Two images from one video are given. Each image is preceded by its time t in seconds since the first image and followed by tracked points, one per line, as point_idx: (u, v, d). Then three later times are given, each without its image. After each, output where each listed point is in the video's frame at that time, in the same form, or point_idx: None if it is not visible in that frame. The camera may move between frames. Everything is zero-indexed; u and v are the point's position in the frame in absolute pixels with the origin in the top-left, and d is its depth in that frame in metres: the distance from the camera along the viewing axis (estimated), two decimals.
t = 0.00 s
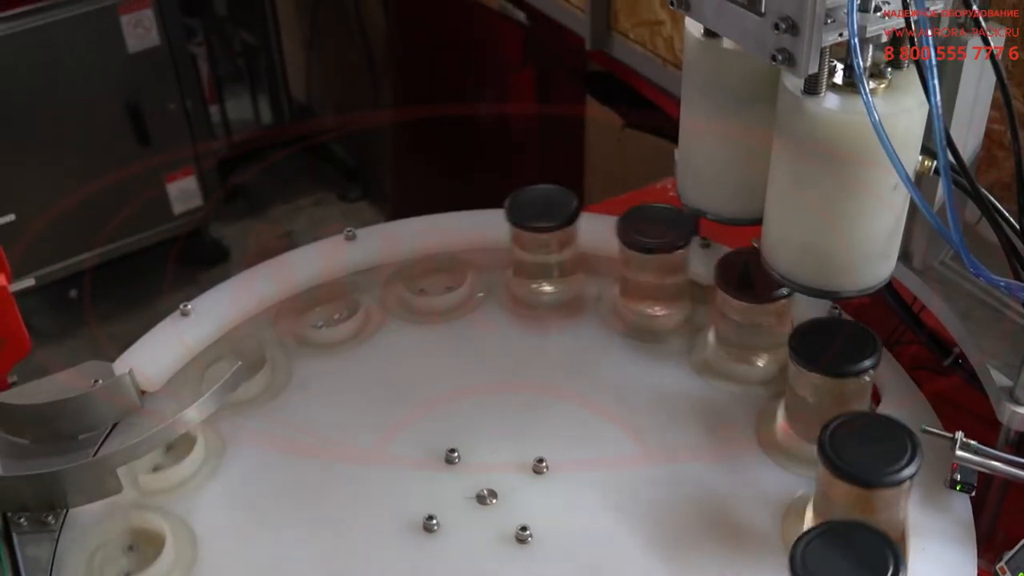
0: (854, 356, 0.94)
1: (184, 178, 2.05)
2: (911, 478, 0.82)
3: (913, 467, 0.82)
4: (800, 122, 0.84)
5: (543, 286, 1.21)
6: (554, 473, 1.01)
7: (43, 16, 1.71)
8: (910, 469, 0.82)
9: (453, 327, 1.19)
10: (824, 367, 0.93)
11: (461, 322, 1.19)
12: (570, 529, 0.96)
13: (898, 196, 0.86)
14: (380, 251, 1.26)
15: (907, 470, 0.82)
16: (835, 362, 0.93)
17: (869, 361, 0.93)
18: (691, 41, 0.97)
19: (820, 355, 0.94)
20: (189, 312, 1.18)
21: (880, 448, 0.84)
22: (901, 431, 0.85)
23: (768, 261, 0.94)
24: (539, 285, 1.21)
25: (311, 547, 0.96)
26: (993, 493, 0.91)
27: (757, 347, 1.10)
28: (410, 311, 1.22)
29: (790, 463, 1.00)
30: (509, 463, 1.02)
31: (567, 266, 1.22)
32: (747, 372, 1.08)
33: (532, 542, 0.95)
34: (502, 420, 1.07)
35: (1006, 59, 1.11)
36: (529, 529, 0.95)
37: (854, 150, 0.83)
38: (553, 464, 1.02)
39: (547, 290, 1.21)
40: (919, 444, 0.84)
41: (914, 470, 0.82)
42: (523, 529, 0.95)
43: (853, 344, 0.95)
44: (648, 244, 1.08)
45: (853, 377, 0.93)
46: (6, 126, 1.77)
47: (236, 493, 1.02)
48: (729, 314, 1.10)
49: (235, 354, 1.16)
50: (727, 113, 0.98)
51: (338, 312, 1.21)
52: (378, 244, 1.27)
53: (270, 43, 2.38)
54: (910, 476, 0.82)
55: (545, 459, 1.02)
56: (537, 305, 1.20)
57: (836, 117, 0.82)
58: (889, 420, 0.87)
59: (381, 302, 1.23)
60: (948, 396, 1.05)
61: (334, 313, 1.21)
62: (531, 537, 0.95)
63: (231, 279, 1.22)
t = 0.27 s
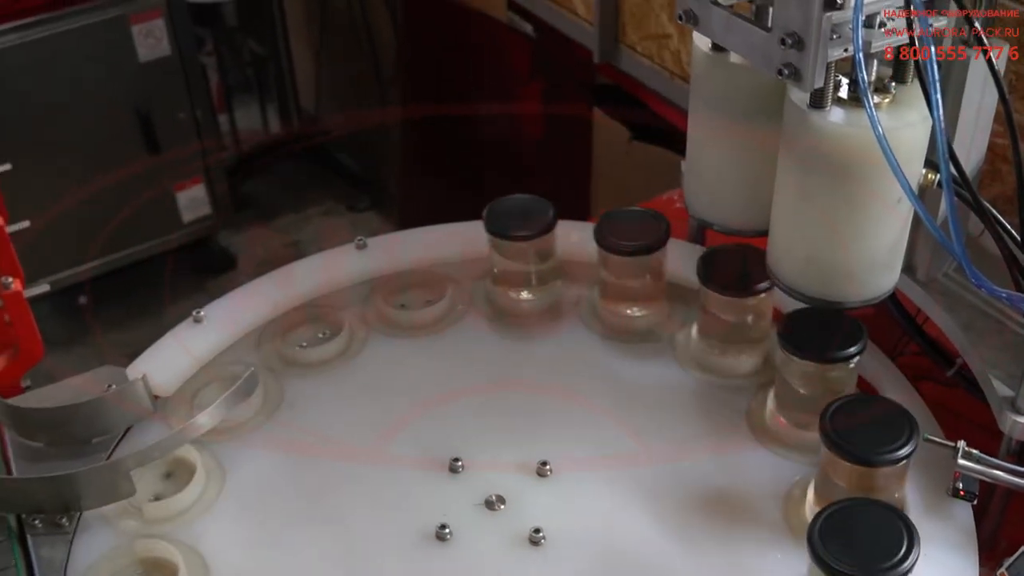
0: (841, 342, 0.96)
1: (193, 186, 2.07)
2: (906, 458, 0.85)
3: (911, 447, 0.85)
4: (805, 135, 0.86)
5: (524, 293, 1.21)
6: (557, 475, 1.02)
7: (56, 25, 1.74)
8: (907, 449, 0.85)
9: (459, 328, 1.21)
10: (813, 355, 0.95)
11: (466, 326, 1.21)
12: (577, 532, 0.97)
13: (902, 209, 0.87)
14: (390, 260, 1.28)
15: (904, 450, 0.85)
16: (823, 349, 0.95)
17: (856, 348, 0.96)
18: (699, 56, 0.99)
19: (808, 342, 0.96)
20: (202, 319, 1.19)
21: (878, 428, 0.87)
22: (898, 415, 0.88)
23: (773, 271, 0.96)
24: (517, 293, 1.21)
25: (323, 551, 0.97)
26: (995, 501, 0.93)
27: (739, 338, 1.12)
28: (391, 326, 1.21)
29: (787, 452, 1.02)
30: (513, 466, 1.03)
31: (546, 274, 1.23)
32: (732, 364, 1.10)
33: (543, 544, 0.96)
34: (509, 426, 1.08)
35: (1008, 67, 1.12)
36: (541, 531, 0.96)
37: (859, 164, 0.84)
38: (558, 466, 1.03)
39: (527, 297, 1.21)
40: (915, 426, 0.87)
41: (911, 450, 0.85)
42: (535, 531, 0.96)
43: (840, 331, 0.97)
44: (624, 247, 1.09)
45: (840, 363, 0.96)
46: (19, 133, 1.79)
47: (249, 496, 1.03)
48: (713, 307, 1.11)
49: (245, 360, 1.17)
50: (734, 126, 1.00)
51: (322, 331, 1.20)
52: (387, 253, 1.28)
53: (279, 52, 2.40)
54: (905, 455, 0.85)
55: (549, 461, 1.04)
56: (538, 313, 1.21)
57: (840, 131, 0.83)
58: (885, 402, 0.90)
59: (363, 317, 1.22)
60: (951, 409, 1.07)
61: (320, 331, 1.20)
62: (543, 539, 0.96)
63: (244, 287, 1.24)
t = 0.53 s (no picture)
0: (851, 351, 0.97)
1: (206, 194, 2.09)
2: (917, 466, 0.86)
3: (921, 455, 0.86)
4: (816, 146, 0.86)
5: (535, 301, 1.22)
6: (568, 482, 1.03)
7: (71, 33, 1.76)
8: (917, 457, 0.85)
9: (471, 336, 1.21)
10: (823, 363, 0.96)
11: (478, 333, 1.22)
12: (588, 539, 0.98)
13: (912, 219, 0.88)
14: (403, 268, 1.29)
15: (914, 459, 0.85)
16: (833, 358, 0.96)
17: (867, 357, 0.96)
18: (712, 67, 1.01)
19: (819, 351, 0.97)
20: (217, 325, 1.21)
21: (888, 437, 0.87)
22: (910, 422, 0.89)
23: (784, 280, 0.96)
24: (529, 301, 1.22)
25: (337, 557, 0.98)
26: (1005, 510, 0.93)
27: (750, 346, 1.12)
28: (405, 334, 1.22)
29: (795, 459, 1.03)
30: (524, 472, 1.04)
31: (560, 283, 1.23)
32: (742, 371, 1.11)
33: (555, 550, 0.97)
34: (520, 433, 1.09)
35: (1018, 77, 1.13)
36: (553, 537, 0.97)
37: (869, 175, 0.85)
38: (569, 473, 1.04)
39: (538, 306, 1.22)
40: (925, 433, 0.88)
41: (922, 458, 0.86)
42: (547, 538, 0.97)
43: (850, 340, 0.98)
44: (636, 256, 1.10)
45: (851, 372, 0.96)
46: (34, 140, 1.81)
47: (264, 501, 1.04)
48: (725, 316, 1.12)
49: (258, 366, 1.18)
50: (746, 137, 1.01)
51: (336, 338, 1.20)
52: (400, 262, 1.29)
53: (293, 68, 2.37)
54: (915, 463, 0.85)
55: (560, 468, 1.04)
56: (550, 321, 1.22)
57: (851, 141, 0.84)
58: (895, 410, 0.90)
59: (375, 325, 1.23)
60: (960, 417, 1.07)
61: (333, 338, 1.21)
62: (555, 545, 0.97)
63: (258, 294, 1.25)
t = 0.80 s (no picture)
0: (864, 359, 0.97)
1: (219, 203, 2.09)
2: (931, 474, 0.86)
3: (935, 463, 0.86)
4: (830, 155, 0.87)
5: (548, 310, 1.22)
6: (581, 489, 1.03)
7: (84, 42, 1.77)
8: (932, 465, 0.86)
9: (484, 344, 1.22)
10: (837, 371, 0.96)
11: (491, 341, 1.22)
12: (601, 546, 0.98)
13: (926, 227, 0.88)
14: (416, 276, 1.29)
15: (928, 467, 0.85)
16: (847, 366, 0.96)
17: (880, 365, 0.97)
18: (726, 76, 1.01)
19: (833, 359, 0.97)
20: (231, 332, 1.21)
21: (902, 444, 0.88)
22: (924, 430, 0.89)
23: (798, 289, 0.97)
24: (543, 310, 1.22)
25: (351, 563, 0.98)
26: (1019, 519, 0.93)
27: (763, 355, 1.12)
28: (420, 340, 1.22)
29: (809, 467, 1.03)
30: (538, 480, 1.05)
31: (573, 292, 1.23)
32: (756, 380, 1.11)
33: (568, 557, 0.97)
34: (534, 440, 1.09)
35: None
36: (567, 544, 0.97)
37: (884, 183, 0.85)
38: (582, 481, 1.04)
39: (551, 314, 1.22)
40: (939, 441, 0.88)
41: (936, 466, 0.86)
42: (560, 545, 0.97)
43: (863, 348, 0.98)
44: (653, 265, 1.11)
45: (864, 380, 0.97)
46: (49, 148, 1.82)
47: (278, 507, 1.04)
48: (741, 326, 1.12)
49: (272, 373, 1.19)
50: (759, 146, 1.01)
51: (350, 345, 1.21)
52: (414, 269, 1.30)
53: (305, 73, 2.41)
54: (928, 471, 0.86)
55: (574, 476, 1.05)
56: (565, 329, 1.23)
57: (865, 150, 0.85)
58: (908, 417, 0.90)
59: (390, 333, 1.24)
60: (973, 427, 1.08)
61: (348, 345, 1.21)
62: (568, 552, 0.97)
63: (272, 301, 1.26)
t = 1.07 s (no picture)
0: (875, 363, 0.97)
1: (228, 208, 2.10)
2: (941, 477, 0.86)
3: (946, 466, 0.86)
4: (841, 159, 0.87)
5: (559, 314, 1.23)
6: (592, 493, 1.04)
7: (96, 48, 1.78)
8: (943, 468, 0.86)
9: (495, 348, 1.22)
10: (847, 374, 0.96)
11: (501, 345, 1.23)
12: (611, 549, 0.98)
13: (937, 232, 0.89)
14: (427, 280, 1.29)
15: (939, 469, 0.86)
16: (858, 370, 0.96)
17: (890, 369, 0.97)
18: (737, 82, 1.02)
19: (843, 363, 0.97)
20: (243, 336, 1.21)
21: (913, 447, 0.88)
22: (935, 433, 0.89)
23: (809, 293, 0.97)
24: (553, 314, 1.23)
25: (362, 565, 0.99)
26: None
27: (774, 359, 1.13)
28: (430, 344, 1.23)
29: (819, 471, 1.03)
30: (549, 483, 1.05)
31: (582, 297, 1.24)
32: (766, 385, 1.11)
33: (580, 560, 0.97)
34: (545, 444, 1.09)
35: None
36: (578, 546, 0.98)
37: (894, 187, 0.86)
38: (593, 484, 1.05)
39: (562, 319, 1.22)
40: (950, 444, 0.88)
41: (947, 469, 0.86)
42: (572, 547, 0.97)
43: (874, 352, 0.99)
44: (662, 269, 1.11)
45: (874, 384, 0.97)
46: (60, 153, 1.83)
47: (290, 510, 1.05)
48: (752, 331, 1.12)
49: (284, 376, 1.19)
50: (770, 151, 1.01)
51: (361, 348, 1.22)
52: (425, 274, 1.30)
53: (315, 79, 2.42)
54: (939, 474, 0.86)
55: (585, 479, 1.05)
56: (575, 334, 1.23)
57: (876, 154, 0.85)
58: (919, 420, 0.91)
59: (401, 337, 1.24)
60: (981, 431, 1.07)
61: (359, 349, 1.22)
62: (579, 554, 0.97)
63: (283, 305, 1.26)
